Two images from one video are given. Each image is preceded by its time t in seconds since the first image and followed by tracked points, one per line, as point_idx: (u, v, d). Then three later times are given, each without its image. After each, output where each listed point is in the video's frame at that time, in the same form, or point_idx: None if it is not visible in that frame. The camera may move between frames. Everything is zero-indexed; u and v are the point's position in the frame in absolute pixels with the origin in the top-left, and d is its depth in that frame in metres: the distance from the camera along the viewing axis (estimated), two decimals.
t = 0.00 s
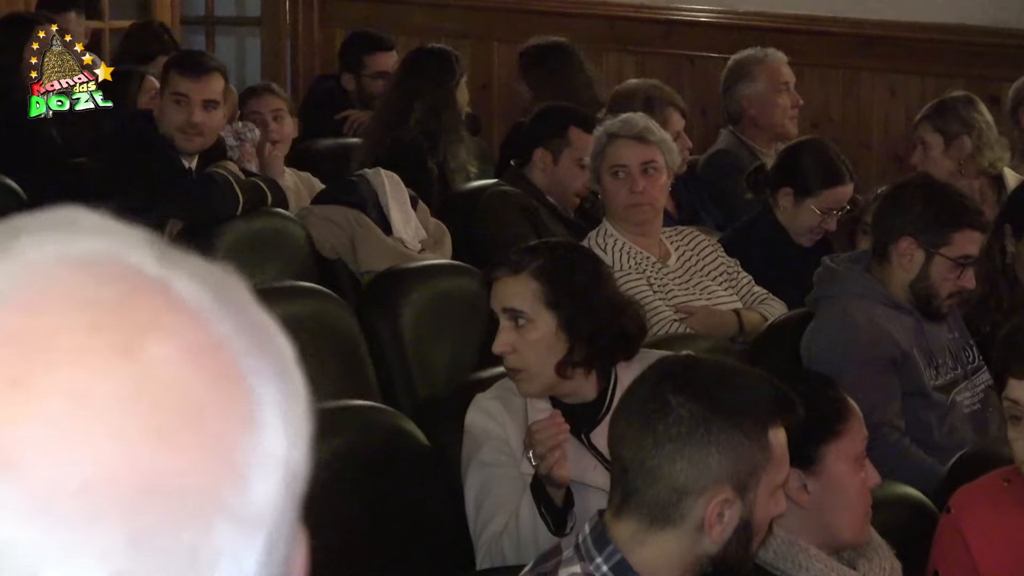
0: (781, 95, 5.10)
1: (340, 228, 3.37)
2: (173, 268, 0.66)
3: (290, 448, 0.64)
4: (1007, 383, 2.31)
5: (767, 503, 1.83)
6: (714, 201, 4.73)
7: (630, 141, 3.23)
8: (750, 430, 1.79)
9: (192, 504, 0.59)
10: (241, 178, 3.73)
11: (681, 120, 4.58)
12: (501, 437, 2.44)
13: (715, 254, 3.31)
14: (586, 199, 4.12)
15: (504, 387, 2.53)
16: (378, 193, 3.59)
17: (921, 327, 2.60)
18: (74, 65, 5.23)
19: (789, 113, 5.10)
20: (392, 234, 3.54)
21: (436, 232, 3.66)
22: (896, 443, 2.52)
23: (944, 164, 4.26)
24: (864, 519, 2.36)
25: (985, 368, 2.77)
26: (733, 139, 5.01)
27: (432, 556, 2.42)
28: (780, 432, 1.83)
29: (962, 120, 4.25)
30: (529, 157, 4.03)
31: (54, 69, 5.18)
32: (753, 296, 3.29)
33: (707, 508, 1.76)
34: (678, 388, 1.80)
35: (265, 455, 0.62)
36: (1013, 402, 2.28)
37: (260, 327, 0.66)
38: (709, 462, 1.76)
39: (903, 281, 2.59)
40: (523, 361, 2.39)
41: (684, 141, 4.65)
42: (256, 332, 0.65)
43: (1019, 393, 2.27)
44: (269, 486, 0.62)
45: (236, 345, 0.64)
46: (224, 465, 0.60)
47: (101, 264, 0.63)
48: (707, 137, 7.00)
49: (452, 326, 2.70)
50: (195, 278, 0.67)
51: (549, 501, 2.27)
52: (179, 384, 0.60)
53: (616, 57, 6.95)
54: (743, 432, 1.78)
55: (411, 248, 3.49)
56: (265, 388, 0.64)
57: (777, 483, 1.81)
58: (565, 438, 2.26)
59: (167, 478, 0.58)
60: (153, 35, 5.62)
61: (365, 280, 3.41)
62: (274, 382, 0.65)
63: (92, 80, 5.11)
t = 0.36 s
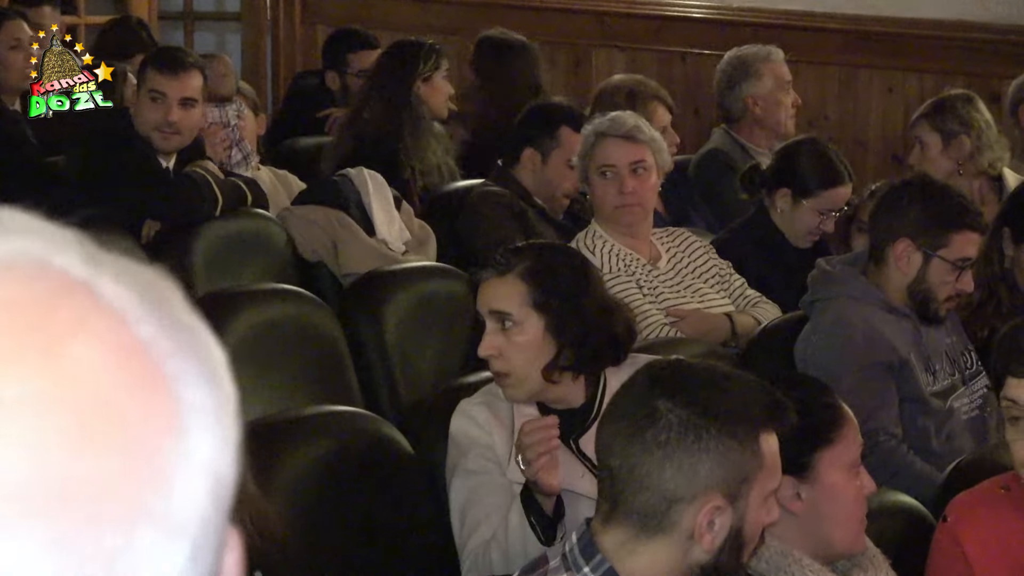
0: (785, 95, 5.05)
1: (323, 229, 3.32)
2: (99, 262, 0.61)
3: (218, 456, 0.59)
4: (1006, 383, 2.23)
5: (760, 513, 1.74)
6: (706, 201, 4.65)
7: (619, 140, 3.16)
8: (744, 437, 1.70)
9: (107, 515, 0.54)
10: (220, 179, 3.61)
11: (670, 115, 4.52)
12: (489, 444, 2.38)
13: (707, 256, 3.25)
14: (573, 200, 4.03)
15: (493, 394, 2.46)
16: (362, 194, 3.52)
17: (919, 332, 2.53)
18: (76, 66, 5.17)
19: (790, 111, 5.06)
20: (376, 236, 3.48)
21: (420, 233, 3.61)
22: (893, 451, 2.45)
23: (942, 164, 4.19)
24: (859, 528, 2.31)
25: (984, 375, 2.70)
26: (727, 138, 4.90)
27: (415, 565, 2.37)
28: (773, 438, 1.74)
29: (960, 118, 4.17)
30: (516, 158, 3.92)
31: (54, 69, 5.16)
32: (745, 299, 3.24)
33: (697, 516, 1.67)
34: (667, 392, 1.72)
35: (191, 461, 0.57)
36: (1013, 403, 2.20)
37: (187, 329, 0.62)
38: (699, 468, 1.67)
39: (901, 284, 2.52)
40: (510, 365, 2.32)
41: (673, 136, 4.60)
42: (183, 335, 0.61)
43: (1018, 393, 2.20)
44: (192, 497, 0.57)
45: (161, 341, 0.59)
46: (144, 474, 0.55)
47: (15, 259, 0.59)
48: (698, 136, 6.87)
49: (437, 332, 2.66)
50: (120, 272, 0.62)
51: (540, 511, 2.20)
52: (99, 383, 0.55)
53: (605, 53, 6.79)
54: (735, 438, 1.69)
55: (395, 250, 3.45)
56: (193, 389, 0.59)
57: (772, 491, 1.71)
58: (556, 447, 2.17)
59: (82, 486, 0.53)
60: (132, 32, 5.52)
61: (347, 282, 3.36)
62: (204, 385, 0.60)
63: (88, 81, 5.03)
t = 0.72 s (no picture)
0: (775, 96, 4.98)
1: (304, 234, 3.30)
2: (46, 259, 0.54)
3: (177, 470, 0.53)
4: (991, 402, 2.22)
5: (747, 521, 1.70)
6: (695, 204, 4.60)
7: (607, 143, 3.11)
8: (732, 445, 1.66)
9: (59, 543, 0.48)
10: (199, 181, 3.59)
11: (659, 118, 4.46)
12: (471, 452, 2.34)
13: (695, 261, 3.22)
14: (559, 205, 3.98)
15: (477, 400, 2.41)
16: (343, 197, 3.49)
17: (911, 339, 2.49)
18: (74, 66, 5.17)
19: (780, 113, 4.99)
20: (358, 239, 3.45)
21: (403, 236, 3.57)
22: (884, 461, 2.41)
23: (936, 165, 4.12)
24: (849, 538, 2.26)
25: (975, 381, 2.65)
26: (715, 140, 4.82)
27: None
28: (761, 445, 1.69)
29: (954, 121, 4.07)
30: (503, 161, 3.87)
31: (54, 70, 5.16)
32: (734, 306, 3.21)
33: (685, 525, 1.63)
34: (654, 400, 1.67)
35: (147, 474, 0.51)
36: (999, 419, 2.19)
37: (143, 326, 0.55)
38: (686, 477, 1.63)
39: (892, 289, 2.48)
40: (496, 374, 2.28)
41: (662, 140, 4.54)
42: (139, 332, 0.54)
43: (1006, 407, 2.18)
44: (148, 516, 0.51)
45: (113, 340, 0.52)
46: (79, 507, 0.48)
47: None
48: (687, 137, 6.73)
49: (417, 338, 2.62)
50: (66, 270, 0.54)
51: (534, 522, 2.10)
52: (47, 396, 0.48)
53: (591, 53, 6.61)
54: (723, 446, 1.65)
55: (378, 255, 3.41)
56: (151, 392, 0.52)
57: (760, 499, 1.67)
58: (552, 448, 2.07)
59: (32, 515, 0.47)
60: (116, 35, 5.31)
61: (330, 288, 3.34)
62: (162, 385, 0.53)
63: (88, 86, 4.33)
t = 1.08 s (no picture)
0: (753, 101, 4.92)
1: (287, 239, 3.31)
2: None
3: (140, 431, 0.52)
4: (974, 402, 2.22)
5: (730, 527, 1.69)
6: (680, 210, 4.58)
7: (590, 148, 3.11)
8: (714, 449, 1.65)
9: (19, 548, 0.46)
10: (182, 185, 3.61)
11: (643, 124, 4.44)
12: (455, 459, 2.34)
13: (679, 267, 3.22)
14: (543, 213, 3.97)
15: (457, 406, 2.42)
16: (326, 201, 3.48)
17: (894, 344, 2.49)
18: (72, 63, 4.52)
19: (759, 119, 4.92)
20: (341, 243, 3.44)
21: (387, 242, 3.57)
22: (868, 467, 2.40)
23: (923, 168, 4.08)
24: (833, 545, 2.26)
25: (960, 388, 2.65)
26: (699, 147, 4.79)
27: None
28: (743, 452, 1.69)
29: (941, 125, 4.04)
30: (488, 168, 3.87)
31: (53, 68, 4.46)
32: (718, 313, 3.22)
33: (667, 530, 1.62)
34: (637, 405, 1.67)
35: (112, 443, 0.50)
36: (982, 421, 2.19)
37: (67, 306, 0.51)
38: (668, 482, 1.62)
39: (875, 294, 2.48)
40: (475, 376, 2.30)
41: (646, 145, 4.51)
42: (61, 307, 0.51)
43: (987, 410, 2.18)
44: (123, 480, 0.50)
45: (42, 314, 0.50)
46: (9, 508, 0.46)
47: None
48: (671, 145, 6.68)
49: (400, 343, 2.61)
50: None
51: (498, 529, 2.15)
52: None
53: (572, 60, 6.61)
54: (706, 451, 1.64)
55: (361, 259, 3.39)
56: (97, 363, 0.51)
57: (742, 505, 1.66)
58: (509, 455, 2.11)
59: None
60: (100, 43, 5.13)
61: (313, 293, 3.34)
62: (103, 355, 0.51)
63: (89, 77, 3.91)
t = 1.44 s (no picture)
0: (728, 106, 4.84)
1: (268, 242, 3.30)
2: None
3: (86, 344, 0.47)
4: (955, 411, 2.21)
5: (712, 534, 1.69)
6: (663, 217, 4.58)
7: (573, 154, 3.11)
8: (694, 456, 1.65)
9: None
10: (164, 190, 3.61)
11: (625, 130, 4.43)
12: (434, 464, 2.34)
13: (661, 272, 3.24)
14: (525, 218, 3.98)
15: (436, 412, 2.42)
16: (307, 203, 3.46)
17: (876, 350, 2.50)
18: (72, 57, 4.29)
19: (735, 125, 4.84)
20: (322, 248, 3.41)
21: (369, 245, 3.58)
22: (849, 473, 2.41)
23: (903, 176, 4.05)
24: (813, 550, 2.26)
25: (942, 394, 2.66)
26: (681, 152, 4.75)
27: None
28: (725, 457, 1.68)
29: (923, 132, 4.02)
30: (470, 174, 3.86)
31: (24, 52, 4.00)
32: (699, 319, 3.25)
33: (648, 537, 1.62)
34: (619, 411, 1.67)
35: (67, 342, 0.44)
36: (962, 430, 2.18)
37: None
38: (650, 488, 1.62)
39: (856, 301, 2.48)
40: (456, 386, 2.31)
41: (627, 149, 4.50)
42: None
43: (966, 420, 2.17)
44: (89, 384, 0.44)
45: None
46: None
47: None
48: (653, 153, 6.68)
49: (381, 349, 2.62)
50: None
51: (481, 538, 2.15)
52: None
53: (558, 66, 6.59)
54: (688, 458, 1.64)
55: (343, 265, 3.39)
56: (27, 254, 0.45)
57: (723, 512, 1.66)
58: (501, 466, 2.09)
59: None
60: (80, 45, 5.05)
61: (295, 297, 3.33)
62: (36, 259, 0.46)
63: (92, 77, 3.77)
